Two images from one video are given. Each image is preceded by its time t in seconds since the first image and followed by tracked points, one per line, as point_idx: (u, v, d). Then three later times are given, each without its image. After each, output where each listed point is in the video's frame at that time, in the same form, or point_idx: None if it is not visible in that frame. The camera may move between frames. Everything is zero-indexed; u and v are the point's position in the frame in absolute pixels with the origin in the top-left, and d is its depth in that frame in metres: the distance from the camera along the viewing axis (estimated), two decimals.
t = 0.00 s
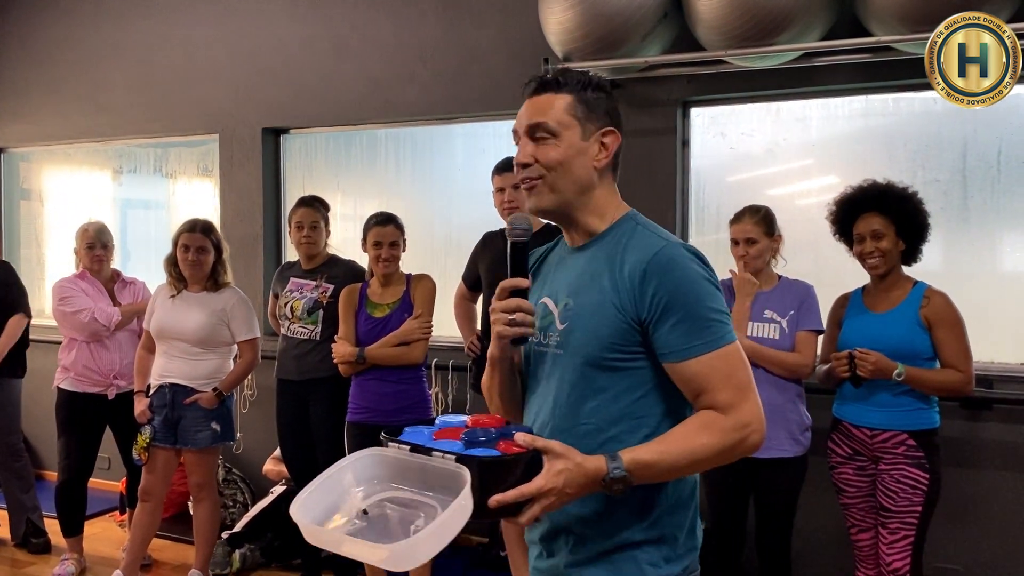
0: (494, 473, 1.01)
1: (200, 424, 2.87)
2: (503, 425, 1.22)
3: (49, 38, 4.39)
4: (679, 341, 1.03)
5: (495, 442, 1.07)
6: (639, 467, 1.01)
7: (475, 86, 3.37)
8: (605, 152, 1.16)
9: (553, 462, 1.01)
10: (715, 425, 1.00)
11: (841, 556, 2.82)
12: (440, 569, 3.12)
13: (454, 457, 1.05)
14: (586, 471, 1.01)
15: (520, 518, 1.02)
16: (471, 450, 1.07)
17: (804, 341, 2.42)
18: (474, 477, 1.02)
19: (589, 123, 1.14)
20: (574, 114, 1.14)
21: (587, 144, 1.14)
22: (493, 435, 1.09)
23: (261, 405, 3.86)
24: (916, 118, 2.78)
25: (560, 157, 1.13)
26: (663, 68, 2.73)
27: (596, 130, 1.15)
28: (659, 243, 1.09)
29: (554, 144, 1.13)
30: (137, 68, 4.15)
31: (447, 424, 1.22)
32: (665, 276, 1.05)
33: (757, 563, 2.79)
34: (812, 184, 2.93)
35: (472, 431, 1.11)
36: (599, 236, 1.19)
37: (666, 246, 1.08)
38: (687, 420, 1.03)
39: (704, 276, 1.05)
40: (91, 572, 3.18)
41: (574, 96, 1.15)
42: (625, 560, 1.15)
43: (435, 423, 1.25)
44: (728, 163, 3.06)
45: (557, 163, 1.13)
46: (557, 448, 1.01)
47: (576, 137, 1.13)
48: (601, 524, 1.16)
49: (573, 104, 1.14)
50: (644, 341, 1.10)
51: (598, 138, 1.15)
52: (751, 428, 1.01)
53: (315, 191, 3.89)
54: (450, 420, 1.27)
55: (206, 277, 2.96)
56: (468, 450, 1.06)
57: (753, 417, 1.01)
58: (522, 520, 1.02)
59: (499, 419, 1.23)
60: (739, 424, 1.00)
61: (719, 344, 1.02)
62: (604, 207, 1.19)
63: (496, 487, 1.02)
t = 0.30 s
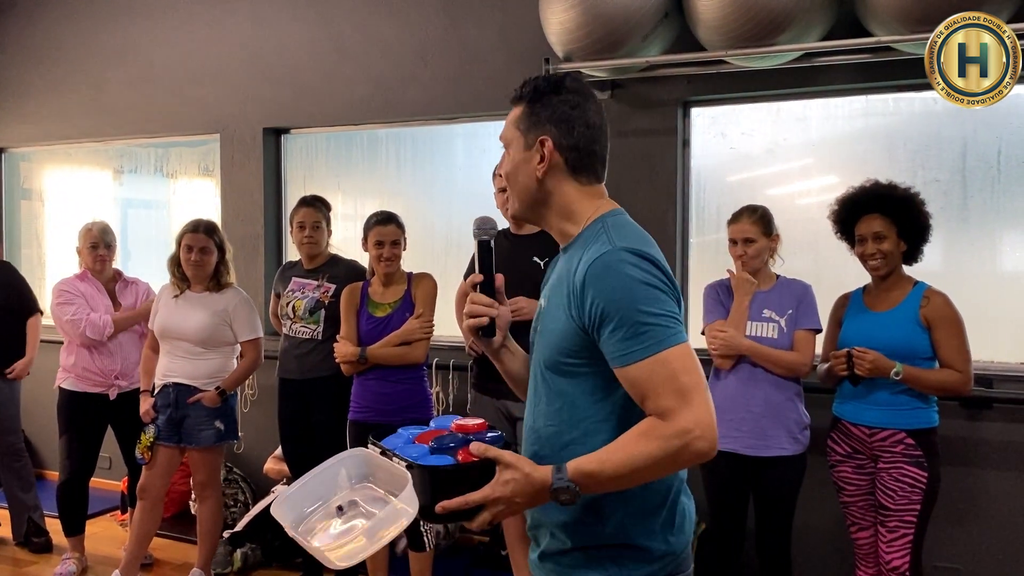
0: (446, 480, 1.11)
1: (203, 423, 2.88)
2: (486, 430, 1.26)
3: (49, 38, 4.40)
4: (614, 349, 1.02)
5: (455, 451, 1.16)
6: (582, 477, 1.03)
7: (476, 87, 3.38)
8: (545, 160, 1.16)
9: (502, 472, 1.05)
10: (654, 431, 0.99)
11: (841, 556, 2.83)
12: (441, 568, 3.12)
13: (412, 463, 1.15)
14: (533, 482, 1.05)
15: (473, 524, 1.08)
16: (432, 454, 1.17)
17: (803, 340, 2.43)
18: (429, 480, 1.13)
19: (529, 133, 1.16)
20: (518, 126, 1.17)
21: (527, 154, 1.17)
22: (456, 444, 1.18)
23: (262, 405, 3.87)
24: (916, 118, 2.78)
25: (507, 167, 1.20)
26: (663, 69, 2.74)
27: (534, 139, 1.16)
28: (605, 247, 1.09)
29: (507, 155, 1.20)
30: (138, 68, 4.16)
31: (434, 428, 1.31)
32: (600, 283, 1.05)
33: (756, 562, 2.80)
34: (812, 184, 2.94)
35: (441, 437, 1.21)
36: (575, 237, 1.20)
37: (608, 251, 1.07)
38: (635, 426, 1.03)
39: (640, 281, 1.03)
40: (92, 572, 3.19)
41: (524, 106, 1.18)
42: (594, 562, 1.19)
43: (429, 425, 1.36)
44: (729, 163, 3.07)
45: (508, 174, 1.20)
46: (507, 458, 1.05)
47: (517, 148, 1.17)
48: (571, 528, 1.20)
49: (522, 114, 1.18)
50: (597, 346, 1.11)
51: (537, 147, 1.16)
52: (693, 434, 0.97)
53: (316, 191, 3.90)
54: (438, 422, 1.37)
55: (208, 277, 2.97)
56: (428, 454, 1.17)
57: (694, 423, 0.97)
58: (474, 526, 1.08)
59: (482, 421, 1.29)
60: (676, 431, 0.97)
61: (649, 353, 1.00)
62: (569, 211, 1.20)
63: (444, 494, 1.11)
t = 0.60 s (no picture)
0: (452, 466, 1.24)
1: (213, 422, 2.89)
2: (501, 417, 1.38)
3: (56, 38, 4.41)
4: (596, 346, 1.10)
5: (463, 439, 1.29)
6: (564, 466, 1.14)
7: (481, 86, 3.38)
8: (565, 159, 1.23)
9: (499, 459, 1.20)
10: (624, 427, 1.08)
11: (846, 556, 2.83)
12: (446, 568, 3.12)
13: (424, 451, 1.28)
14: (524, 468, 1.18)
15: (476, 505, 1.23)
16: (445, 440, 1.29)
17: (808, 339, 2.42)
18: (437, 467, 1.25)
19: (553, 132, 1.24)
20: (547, 124, 1.25)
21: (550, 151, 1.24)
22: (465, 432, 1.30)
23: (268, 404, 3.88)
24: (922, 118, 2.78)
25: (535, 164, 1.28)
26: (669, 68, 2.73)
27: (557, 139, 1.24)
28: (595, 249, 1.15)
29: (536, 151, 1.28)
30: (144, 68, 4.17)
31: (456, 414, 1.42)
32: (584, 284, 1.12)
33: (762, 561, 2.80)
34: (818, 184, 2.93)
35: (456, 426, 1.33)
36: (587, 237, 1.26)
37: (596, 253, 1.14)
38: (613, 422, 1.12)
39: (620, 282, 1.09)
40: (99, 570, 3.21)
41: (552, 106, 1.25)
42: (591, 542, 1.26)
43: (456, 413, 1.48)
44: (734, 162, 3.07)
45: (535, 170, 1.28)
46: (503, 447, 1.20)
47: (543, 146, 1.25)
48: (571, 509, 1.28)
49: (551, 114, 1.25)
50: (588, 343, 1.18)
51: (559, 146, 1.23)
52: (660, 431, 1.05)
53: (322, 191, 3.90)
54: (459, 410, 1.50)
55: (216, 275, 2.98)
56: (440, 442, 1.29)
57: (660, 420, 1.05)
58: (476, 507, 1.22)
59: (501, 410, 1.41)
60: (644, 427, 1.06)
61: (626, 350, 1.06)
62: (584, 208, 1.26)
63: (450, 478, 1.24)
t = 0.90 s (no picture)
0: (462, 454, 1.27)
1: (211, 421, 2.89)
2: (517, 409, 1.37)
3: (52, 38, 4.40)
4: (589, 345, 1.13)
5: (476, 430, 1.30)
6: (560, 460, 1.18)
7: (478, 86, 3.38)
8: (577, 166, 1.28)
9: (504, 450, 1.25)
10: (611, 425, 1.11)
11: (843, 556, 2.82)
12: (443, 568, 3.12)
13: (438, 439, 1.30)
14: (527, 459, 1.23)
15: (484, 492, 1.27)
16: (457, 431, 1.31)
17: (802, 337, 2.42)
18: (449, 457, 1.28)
19: (565, 141, 1.29)
20: (558, 134, 1.30)
21: (562, 159, 1.29)
22: (477, 423, 1.32)
23: (265, 404, 3.87)
24: (919, 117, 2.78)
25: (549, 173, 1.33)
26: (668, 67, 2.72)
27: (568, 147, 1.28)
28: (594, 253, 1.19)
29: (550, 161, 1.32)
30: (141, 68, 4.16)
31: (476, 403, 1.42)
32: (581, 285, 1.16)
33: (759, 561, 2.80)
34: (814, 183, 2.93)
35: (470, 416, 1.34)
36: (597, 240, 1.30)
37: (593, 256, 1.17)
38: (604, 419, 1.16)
39: (612, 285, 1.13)
40: (95, 571, 3.20)
41: (563, 115, 1.30)
42: (583, 530, 1.29)
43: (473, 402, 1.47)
44: (732, 162, 3.06)
45: (548, 179, 1.33)
46: (507, 438, 1.25)
47: (556, 155, 1.30)
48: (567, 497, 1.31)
49: (561, 124, 1.30)
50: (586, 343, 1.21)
51: (571, 154, 1.28)
52: (643, 430, 1.08)
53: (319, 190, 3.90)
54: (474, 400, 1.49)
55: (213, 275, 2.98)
56: (453, 432, 1.31)
57: (644, 419, 1.08)
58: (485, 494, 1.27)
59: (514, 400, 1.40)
60: (629, 425, 1.09)
61: (615, 350, 1.10)
62: (596, 214, 1.30)
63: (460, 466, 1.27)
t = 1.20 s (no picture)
0: (467, 449, 1.28)
1: (203, 421, 2.88)
2: (523, 405, 1.35)
3: (46, 37, 4.38)
4: (589, 346, 1.15)
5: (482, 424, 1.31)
6: (559, 456, 1.19)
7: (473, 86, 3.37)
8: (592, 166, 1.28)
9: (506, 444, 1.26)
10: (606, 423, 1.12)
11: (838, 556, 2.83)
12: (438, 569, 3.11)
13: (445, 434, 1.32)
14: (528, 454, 1.24)
15: (489, 484, 1.28)
16: (465, 425, 1.32)
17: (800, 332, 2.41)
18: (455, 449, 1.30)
19: (582, 141, 1.29)
20: (576, 135, 1.30)
21: (578, 160, 1.29)
22: (484, 416, 1.32)
23: (260, 404, 3.86)
24: (915, 117, 2.78)
25: (565, 173, 1.33)
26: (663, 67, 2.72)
27: (585, 148, 1.28)
28: (598, 255, 1.20)
29: (567, 161, 1.33)
30: (134, 67, 4.15)
31: (487, 397, 1.41)
32: (583, 286, 1.17)
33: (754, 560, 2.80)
34: (810, 183, 2.94)
35: (478, 408, 1.35)
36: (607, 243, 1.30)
37: (596, 258, 1.18)
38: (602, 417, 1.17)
39: (613, 287, 1.14)
40: (90, 571, 3.19)
41: (581, 116, 1.30)
42: (583, 523, 1.29)
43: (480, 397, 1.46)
44: (727, 162, 3.07)
45: (565, 178, 1.33)
46: (509, 433, 1.26)
47: (572, 155, 1.30)
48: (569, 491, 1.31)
49: (579, 126, 1.30)
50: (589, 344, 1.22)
51: (587, 154, 1.28)
52: (636, 429, 1.10)
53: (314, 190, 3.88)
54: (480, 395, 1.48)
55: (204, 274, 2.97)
56: (460, 426, 1.32)
57: (638, 419, 1.09)
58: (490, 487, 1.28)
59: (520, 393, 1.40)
60: (622, 424, 1.10)
61: (613, 351, 1.11)
62: (608, 215, 1.30)
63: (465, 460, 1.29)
